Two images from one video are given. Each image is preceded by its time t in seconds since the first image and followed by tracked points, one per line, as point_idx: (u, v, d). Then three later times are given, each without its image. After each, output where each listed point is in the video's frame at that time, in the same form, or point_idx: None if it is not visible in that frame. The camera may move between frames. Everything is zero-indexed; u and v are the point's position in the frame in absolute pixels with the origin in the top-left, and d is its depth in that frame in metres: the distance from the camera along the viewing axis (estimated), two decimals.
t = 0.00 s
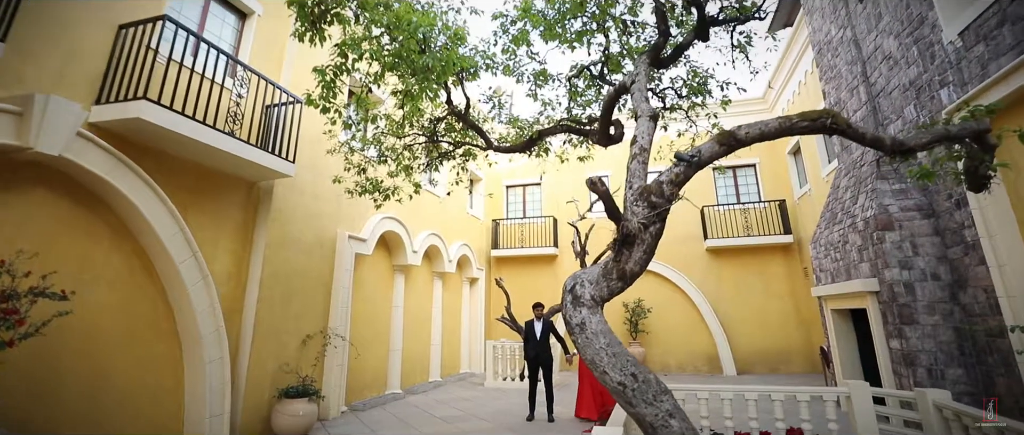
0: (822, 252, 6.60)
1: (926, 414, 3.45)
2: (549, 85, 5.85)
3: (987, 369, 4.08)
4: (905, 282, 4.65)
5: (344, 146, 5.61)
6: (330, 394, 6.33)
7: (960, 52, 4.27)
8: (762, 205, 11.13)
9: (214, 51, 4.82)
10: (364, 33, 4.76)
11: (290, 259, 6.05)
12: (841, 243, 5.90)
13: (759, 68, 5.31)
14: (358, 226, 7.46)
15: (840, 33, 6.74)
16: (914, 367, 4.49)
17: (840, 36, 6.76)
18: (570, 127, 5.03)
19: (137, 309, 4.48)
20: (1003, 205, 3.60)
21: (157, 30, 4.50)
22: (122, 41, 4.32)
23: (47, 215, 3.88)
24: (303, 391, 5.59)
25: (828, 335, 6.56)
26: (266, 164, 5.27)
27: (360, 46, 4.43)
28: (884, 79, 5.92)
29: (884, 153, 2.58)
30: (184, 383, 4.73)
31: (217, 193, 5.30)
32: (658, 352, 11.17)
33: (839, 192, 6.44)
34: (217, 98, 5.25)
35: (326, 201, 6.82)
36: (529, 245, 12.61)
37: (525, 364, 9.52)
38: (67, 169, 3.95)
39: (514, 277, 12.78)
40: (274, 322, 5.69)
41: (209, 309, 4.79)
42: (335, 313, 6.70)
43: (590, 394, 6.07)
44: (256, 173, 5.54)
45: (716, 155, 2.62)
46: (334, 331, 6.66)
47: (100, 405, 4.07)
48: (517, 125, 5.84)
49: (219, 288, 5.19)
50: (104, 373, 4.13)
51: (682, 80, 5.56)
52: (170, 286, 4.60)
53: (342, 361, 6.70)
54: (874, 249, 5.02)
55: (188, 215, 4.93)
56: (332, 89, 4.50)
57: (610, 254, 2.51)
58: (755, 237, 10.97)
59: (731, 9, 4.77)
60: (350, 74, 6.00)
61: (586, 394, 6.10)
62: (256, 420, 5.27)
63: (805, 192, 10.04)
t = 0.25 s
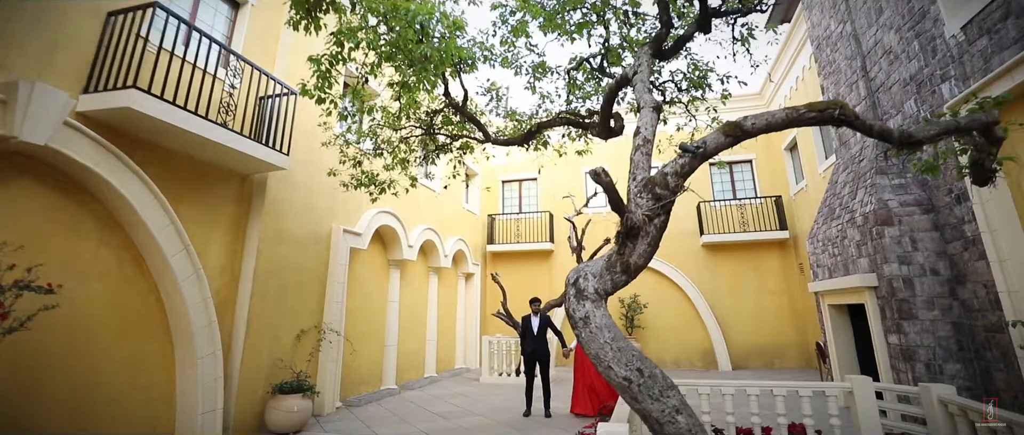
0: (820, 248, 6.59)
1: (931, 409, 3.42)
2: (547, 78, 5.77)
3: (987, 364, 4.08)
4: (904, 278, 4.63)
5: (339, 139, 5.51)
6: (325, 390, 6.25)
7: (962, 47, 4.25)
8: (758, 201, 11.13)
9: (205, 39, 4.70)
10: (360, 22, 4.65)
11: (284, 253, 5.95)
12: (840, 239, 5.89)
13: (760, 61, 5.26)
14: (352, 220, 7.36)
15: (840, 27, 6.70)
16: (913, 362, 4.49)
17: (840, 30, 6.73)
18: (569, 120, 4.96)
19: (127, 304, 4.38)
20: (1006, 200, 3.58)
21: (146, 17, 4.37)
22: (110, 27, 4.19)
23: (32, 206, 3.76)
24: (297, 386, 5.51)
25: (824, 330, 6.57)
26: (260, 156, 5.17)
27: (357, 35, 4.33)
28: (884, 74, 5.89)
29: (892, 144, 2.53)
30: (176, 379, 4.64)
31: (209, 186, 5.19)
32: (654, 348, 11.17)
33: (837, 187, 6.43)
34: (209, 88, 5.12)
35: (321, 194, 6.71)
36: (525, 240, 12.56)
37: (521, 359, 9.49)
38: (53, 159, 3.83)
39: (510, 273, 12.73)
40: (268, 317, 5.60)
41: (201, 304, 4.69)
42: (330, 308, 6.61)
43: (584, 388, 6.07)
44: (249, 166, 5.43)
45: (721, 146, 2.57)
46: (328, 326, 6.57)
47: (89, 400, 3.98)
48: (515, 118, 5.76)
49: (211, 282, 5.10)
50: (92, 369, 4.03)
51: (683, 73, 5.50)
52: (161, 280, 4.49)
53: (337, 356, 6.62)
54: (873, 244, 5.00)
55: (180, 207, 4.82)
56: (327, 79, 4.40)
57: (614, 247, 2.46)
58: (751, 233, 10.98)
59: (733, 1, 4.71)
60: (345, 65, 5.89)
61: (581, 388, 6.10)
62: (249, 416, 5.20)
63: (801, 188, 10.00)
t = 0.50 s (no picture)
0: (819, 242, 6.56)
1: (941, 405, 3.28)
2: (547, 69, 5.67)
3: (989, 358, 4.07)
4: (906, 271, 4.61)
5: (335, 129, 5.39)
6: (320, 385, 6.17)
7: (968, 38, 4.19)
8: (755, 195, 11.12)
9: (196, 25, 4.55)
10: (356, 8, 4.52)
11: (278, 246, 5.84)
12: (840, 232, 5.86)
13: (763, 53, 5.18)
14: (348, 213, 7.25)
15: (841, 19, 6.64)
16: (914, 356, 4.48)
17: (841, 22, 6.67)
18: (570, 110, 4.88)
19: (116, 297, 4.26)
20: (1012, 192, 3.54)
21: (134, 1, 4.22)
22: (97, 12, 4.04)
23: (17, 196, 3.63)
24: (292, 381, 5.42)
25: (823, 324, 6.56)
26: (254, 146, 5.05)
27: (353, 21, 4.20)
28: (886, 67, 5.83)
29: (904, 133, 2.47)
30: (168, 374, 4.54)
31: (202, 177, 5.07)
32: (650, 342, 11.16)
33: (837, 181, 6.40)
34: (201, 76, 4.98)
35: (316, 187, 6.60)
36: (522, 235, 12.49)
37: (518, 353, 9.45)
38: (38, 147, 3.70)
39: (506, 267, 12.66)
40: (262, 311, 5.49)
41: (194, 298, 4.58)
42: (325, 302, 6.52)
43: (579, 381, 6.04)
44: (242, 157, 5.30)
45: (731, 134, 2.50)
46: (324, 320, 6.48)
47: (78, 395, 3.88)
48: (514, 109, 5.67)
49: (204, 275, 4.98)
50: (80, 364, 3.92)
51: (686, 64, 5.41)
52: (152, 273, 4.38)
53: (332, 351, 6.54)
54: (875, 237, 4.97)
55: (171, 198, 4.69)
56: (323, 67, 4.28)
57: (621, 238, 2.40)
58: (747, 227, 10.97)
59: None
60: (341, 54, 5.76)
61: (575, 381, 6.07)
62: (243, 411, 5.11)
63: (798, 183, 9.98)
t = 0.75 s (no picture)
0: (819, 237, 6.54)
1: (947, 396, 3.09)
2: (547, 61, 5.60)
3: (991, 353, 4.07)
4: (907, 266, 4.58)
5: (333, 121, 5.30)
6: (317, 380, 6.10)
7: (974, 30, 4.15)
8: (753, 191, 11.11)
9: (190, 14, 4.44)
10: None
11: (274, 240, 5.74)
12: (840, 227, 5.84)
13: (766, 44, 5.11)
14: (345, 207, 7.15)
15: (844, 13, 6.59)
16: (915, 351, 4.47)
17: (844, 16, 6.61)
18: (571, 103, 4.81)
19: (108, 291, 4.17)
20: (1019, 186, 3.49)
21: None
22: None
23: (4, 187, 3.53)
24: (289, 378, 5.33)
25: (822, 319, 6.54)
26: (249, 138, 4.94)
27: (350, 9, 4.09)
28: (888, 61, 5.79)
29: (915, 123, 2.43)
30: (162, 370, 4.46)
31: (196, 169, 4.97)
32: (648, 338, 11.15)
33: (837, 176, 6.37)
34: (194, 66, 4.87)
35: (312, 180, 6.50)
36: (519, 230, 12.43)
37: (516, 349, 9.41)
38: (27, 137, 3.58)
39: (504, 263, 12.60)
40: (258, 306, 5.41)
41: (188, 293, 4.50)
42: (322, 296, 6.44)
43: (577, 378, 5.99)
44: (237, 149, 5.20)
45: (740, 124, 2.43)
46: (321, 315, 6.41)
47: (72, 392, 3.81)
48: (514, 102, 5.59)
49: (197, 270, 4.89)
50: (72, 359, 3.84)
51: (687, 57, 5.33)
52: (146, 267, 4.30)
53: (329, 346, 6.46)
54: (876, 232, 4.94)
55: (164, 191, 4.59)
56: (320, 57, 4.17)
57: (627, 229, 2.34)
58: (745, 223, 10.95)
59: None
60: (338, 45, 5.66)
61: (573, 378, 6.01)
62: (239, 407, 5.04)
63: (796, 178, 9.96)
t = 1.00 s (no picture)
0: (818, 231, 6.52)
1: (958, 393, 2.97)
2: (547, 51, 5.49)
3: (993, 346, 4.06)
4: (909, 259, 4.56)
5: (329, 111, 5.19)
6: (312, 375, 6.02)
7: (980, 21, 4.10)
8: (750, 186, 11.09)
9: None
10: None
11: (268, 232, 5.63)
12: (841, 221, 5.81)
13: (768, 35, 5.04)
14: (340, 199, 7.03)
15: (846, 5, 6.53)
16: (916, 345, 4.46)
17: (845, 8, 6.56)
18: (572, 93, 4.72)
19: (97, 283, 4.05)
20: None
21: None
22: None
23: None
24: (283, 372, 5.23)
25: (820, 313, 6.53)
26: (242, 127, 4.82)
27: None
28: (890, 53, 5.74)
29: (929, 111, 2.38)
30: (153, 365, 4.35)
31: (187, 160, 4.84)
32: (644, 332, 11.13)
33: (837, 169, 6.34)
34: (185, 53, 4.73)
35: (307, 172, 6.38)
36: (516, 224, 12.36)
37: (513, 343, 9.37)
38: (9, 124, 3.44)
39: (500, 257, 12.53)
40: (252, 300, 5.30)
41: (180, 286, 4.39)
42: (318, 290, 6.34)
43: (573, 374, 5.86)
44: (230, 140, 5.07)
45: (751, 111, 2.37)
46: (316, 309, 6.31)
47: (58, 388, 3.70)
48: (514, 93, 5.49)
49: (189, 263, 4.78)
50: (59, 354, 3.73)
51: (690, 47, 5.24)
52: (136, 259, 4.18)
53: (324, 340, 6.37)
54: (878, 225, 4.91)
55: (155, 182, 4.47)
56: (315, 43, 4.05)
57: (635, 219, 2.27)
58: (742, 217, 10.94)
59: None
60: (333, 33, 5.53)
61: (570, 374, 5.88)
62: (232, 402, 4.94)
63: (794, 173, 9.94)
